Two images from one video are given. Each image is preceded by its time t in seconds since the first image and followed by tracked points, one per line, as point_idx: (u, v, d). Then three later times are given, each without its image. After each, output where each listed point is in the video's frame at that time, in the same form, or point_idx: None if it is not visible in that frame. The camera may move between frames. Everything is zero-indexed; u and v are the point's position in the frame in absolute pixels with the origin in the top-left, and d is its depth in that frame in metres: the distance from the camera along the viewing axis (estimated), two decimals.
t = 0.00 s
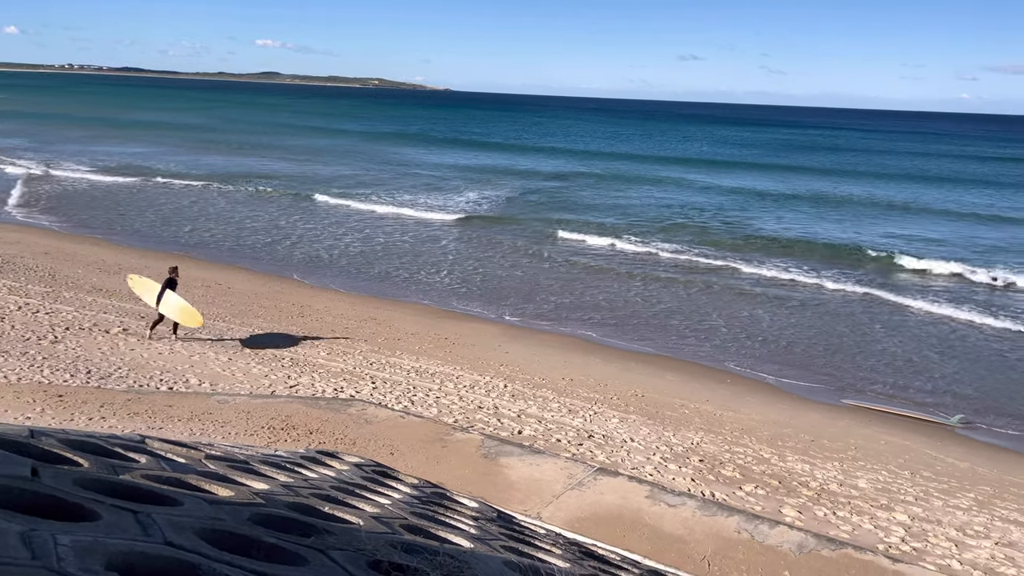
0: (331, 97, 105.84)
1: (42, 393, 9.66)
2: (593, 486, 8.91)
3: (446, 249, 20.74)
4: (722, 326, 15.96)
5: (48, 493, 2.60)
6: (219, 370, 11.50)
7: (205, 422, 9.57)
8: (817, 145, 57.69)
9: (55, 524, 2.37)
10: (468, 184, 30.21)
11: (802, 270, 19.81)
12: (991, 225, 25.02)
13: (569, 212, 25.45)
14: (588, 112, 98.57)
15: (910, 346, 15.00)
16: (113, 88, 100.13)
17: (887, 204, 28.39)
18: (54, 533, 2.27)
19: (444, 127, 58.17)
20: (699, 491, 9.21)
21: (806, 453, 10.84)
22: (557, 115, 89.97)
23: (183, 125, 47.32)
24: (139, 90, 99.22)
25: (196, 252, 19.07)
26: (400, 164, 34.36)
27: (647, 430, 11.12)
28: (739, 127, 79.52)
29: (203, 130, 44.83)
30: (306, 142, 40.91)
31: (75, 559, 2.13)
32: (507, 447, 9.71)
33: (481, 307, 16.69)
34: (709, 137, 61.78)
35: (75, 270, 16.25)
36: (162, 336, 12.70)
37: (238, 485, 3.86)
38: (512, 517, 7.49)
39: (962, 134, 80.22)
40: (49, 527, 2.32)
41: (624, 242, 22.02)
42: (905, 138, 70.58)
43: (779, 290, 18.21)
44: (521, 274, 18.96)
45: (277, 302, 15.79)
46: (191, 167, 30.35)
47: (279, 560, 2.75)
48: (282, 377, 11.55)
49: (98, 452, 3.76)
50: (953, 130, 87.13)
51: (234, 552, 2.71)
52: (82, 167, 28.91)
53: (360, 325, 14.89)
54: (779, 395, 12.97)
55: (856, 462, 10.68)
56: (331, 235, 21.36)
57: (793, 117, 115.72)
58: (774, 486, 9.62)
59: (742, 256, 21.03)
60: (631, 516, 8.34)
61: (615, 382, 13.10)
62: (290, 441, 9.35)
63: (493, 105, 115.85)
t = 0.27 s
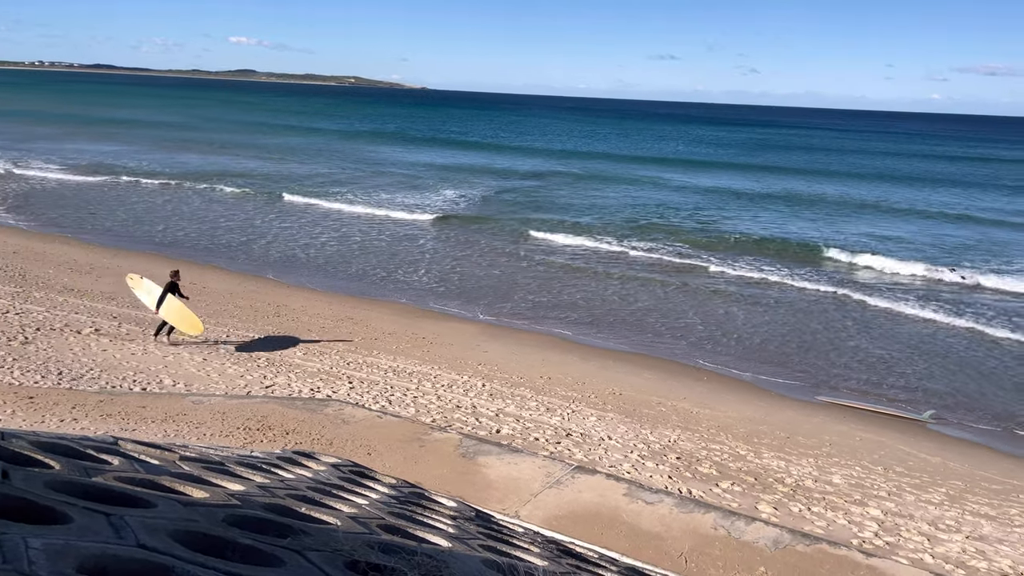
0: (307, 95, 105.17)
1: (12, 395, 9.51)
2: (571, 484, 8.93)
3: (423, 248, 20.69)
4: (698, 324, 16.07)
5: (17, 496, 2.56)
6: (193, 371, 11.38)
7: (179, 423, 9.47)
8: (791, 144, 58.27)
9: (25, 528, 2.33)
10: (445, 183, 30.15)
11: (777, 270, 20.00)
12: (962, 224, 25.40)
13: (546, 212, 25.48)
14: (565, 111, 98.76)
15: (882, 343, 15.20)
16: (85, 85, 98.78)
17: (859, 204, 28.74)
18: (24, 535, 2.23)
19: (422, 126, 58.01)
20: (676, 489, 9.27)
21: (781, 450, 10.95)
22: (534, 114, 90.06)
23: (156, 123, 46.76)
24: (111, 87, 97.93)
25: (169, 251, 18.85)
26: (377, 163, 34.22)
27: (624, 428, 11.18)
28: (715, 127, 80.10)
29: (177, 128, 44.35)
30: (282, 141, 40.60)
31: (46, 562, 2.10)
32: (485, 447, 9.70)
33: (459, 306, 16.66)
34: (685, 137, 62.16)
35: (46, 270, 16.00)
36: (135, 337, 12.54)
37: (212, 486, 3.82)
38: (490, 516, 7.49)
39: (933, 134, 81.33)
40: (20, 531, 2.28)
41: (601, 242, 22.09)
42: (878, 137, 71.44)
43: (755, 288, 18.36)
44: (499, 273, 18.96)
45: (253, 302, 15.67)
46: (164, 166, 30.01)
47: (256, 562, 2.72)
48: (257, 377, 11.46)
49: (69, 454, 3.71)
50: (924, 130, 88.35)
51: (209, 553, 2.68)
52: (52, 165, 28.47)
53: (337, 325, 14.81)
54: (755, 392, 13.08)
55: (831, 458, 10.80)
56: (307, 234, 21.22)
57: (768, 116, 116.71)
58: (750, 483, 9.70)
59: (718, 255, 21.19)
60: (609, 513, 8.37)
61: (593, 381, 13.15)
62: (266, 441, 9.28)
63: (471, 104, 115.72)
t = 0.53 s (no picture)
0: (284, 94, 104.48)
1: None
2: (550, 483, 8.95)
3: (402, 247, 20.62)
4: (675, 322, 16.17)
5: None
6: (169, 372, 11.27)
7: (155, 425, 9.37)
8: (767, 144, 58.79)
9: None
10: (423, 182, 30.08)
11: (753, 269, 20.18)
12: (934, 224, 25.75)
13: (524, 211, 25.50)
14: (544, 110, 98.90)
15: (857, 341, 15.38)
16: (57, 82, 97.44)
17: (834, 203, 29.06)
18: None
19: (400, 125, 57.83)
20: (655, 486, 9.32)
21: (759, 446, 11.05)
22: (512, 113, 90.07)
23: (130, 121, 46.21)
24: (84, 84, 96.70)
25: (144, 251, 18.64)
26: (355, 162, 34.06)
27: (603, 426, 11.22)
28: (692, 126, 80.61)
29: (151, 126, 43.86)
30: (258, 140, 40.30)
31: (18, 567, 2.07)
32: (464, 446, 9.70)
33: (438, 305, 16.64)
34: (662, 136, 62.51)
35: (17, 270, 15.77)
36: (109, 338, 12.39)
37: (188, 488, 3.78)
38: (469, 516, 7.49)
39: (906, 134, 82.38)
40: None
41: (580, 241, 22.15)
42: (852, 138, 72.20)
43: (732, 287, 18.51)
44: (478, 272, 18.95)
45: (229, 301, 15.54)
46: (138, 165, 29.66)
47: (233, 563, 2.69)
48: (234, 378, 11.36)
49: (42, 457, 3.65)
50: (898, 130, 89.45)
51: (185, 555, 2.65)
52: (23, 164, 28.04)
53: (315, 325, 14.73)
54: (732, 390, 13.19)
55: (807, 454, 10.92)
56: (284, 234, 21.08)
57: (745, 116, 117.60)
58: (728, 480, 9.78)
59: (695, 254, 21.34)
60: (588, 511, 8.40)
61: (572, 379, 13.18)
62: (243, 442, 9.21)
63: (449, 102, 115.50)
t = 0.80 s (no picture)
0: (262, 92, 103.74)
1: None
2: (530, 481, 8.96)
3: (381, 246, 20.55)
4: (655, 321, 16.25)
5: None
6: (145, 373, 11.15)
7: (131, 426, 9.27)
8: (745, 143, 59.20)
9: None
10: (403, 181, 30.01)
11: (732, 268, 20.31)
12: (909, 223, 26.06)
13: (504, 211, 25.50)
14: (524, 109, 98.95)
15: (834, 338, 15.54)
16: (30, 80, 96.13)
17: (811, 202, 29.34)
18: None
19: (379, 124, 57.63)
20: (635, 484, 9.36)
21: (738, 443, 11.13)
22: (492, 112, 90.06)
23: (105, 120, 45.67)
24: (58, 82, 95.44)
25: (119, 250, 18.44)
26: (334, 161, 33.90)
27: (583, 424, 11.25)
28: (671, 125, 81.01)
29: (126, 125, 43.39)
30: (236, 138, 39.98)
31: None
32: (444, 445, 9.68)
33: (418, 304, 16.60)
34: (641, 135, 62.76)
35: None
36: (84, 339, 12.24)
37: (165, 490, 3.74)
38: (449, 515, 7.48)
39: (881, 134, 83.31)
40: None
41: (559, 240, 22.19)
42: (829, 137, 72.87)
43: (711, 285, 18.63)
44: (458, 271, 18.92)
45: (206, 301, 15.41)
46: (113, 163, 29.32)
47: (211, 565, 2.67)
48: (211, 378, 11.27)
49: (15, 460, 3.60)
50: (873, 130, 90.45)
51: (161, 558, 2.62)
52: None
53: (294, 324, 14.65)
54: (711, 387, 13.28)
55: (785, 451, 11.01)
56: (263, 233, 20.93)
57: (723, 116, 118.31)
58: (707, 477, 9.85)
59: (674, 254, 21.44)
60: (568, 510, 8.42)
61: (553, 378, 13.20)
62: (221, 443, 9.14)
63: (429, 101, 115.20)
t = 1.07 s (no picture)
0: (241, 90, 102.95)
1: None
2: (512, 480, 8.97)
3: (362, 244, 20.47)
4: (635, 319, 16.32)
5: None
6: (122, 373, 11.04)
7: (108, 428, 9.17)
8: (725, 142, 59.60)
9: None
10: (383, 180, 29.91)
11: (712, 265, 20.44)
12: (885, 221, 26.34)
13: (485, 209, 25.50)
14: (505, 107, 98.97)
15: (813, 335, 15.68)
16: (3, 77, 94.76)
17: (790, 201, 29.58)
18: None
19: (360, 122, 57.40)
20: (616, 481, 9.40)
21: (718, 440, 11.20)
22: (473, 110, 89.98)
23: (81, 118, 45.13)
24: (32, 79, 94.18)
25: (96, 250, 18.24)
26: (314, 160, 33.73)
27: (565, 422, 11.28)
28: (651, 124, 81.36)
29: (102, 123, 42.90)
30: (214, 137, 39.65)
31: None
32: (425, 445, 9.66)
33: (399, 303, 16.55)
34: (622, 134, 62.95)
35: None
36: (59, 339, 12.09)
37: (143, 491, 3.70)
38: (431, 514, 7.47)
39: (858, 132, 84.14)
40: None
41: (540, 239, 22.22)
42: (807, 136, 73.47)
43: (691, 283, 18.74)
44: (439, 270, 18.89)
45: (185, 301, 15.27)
46: (89, 162, 28.98)
47: (188, 565, 2.64)
48: (190, 379, 11.18)
49: None
50: (851, 129, 91.36)
51: (139, 560, 2.59)
52: None
53: (274, 324, 14.57)
54: (691, 384, 13.35)
55: (765, 447, 11.10)
56: (242, 232, 20.78)
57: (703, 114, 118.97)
58: (688, 473, 9.90)
59: (655, 252, 21.53)
60: (550, 507, 8.44)
61: (534, 376, 13.22)
62: (200, 444, 9.07)
63: (409, 100, 114.88)
